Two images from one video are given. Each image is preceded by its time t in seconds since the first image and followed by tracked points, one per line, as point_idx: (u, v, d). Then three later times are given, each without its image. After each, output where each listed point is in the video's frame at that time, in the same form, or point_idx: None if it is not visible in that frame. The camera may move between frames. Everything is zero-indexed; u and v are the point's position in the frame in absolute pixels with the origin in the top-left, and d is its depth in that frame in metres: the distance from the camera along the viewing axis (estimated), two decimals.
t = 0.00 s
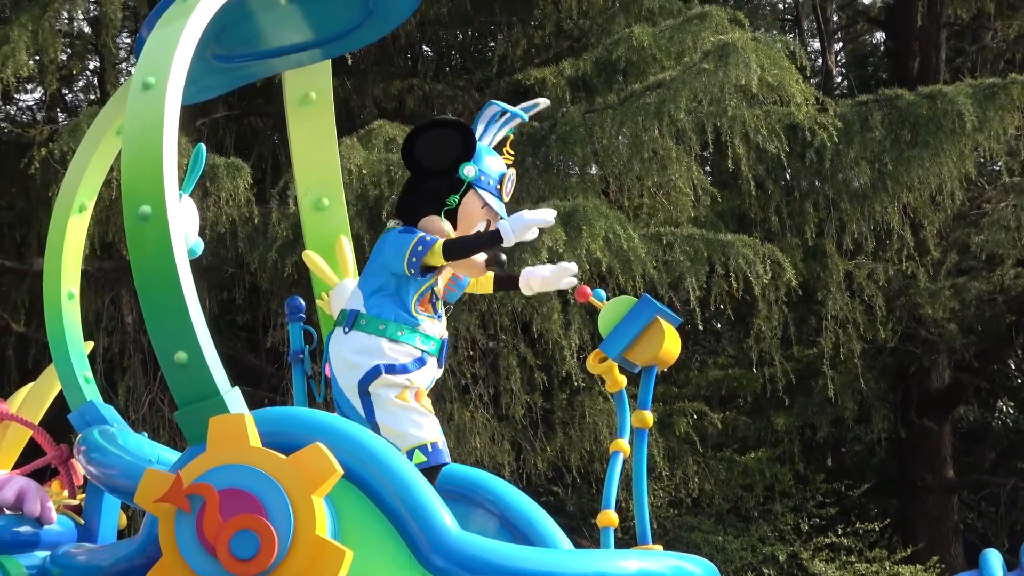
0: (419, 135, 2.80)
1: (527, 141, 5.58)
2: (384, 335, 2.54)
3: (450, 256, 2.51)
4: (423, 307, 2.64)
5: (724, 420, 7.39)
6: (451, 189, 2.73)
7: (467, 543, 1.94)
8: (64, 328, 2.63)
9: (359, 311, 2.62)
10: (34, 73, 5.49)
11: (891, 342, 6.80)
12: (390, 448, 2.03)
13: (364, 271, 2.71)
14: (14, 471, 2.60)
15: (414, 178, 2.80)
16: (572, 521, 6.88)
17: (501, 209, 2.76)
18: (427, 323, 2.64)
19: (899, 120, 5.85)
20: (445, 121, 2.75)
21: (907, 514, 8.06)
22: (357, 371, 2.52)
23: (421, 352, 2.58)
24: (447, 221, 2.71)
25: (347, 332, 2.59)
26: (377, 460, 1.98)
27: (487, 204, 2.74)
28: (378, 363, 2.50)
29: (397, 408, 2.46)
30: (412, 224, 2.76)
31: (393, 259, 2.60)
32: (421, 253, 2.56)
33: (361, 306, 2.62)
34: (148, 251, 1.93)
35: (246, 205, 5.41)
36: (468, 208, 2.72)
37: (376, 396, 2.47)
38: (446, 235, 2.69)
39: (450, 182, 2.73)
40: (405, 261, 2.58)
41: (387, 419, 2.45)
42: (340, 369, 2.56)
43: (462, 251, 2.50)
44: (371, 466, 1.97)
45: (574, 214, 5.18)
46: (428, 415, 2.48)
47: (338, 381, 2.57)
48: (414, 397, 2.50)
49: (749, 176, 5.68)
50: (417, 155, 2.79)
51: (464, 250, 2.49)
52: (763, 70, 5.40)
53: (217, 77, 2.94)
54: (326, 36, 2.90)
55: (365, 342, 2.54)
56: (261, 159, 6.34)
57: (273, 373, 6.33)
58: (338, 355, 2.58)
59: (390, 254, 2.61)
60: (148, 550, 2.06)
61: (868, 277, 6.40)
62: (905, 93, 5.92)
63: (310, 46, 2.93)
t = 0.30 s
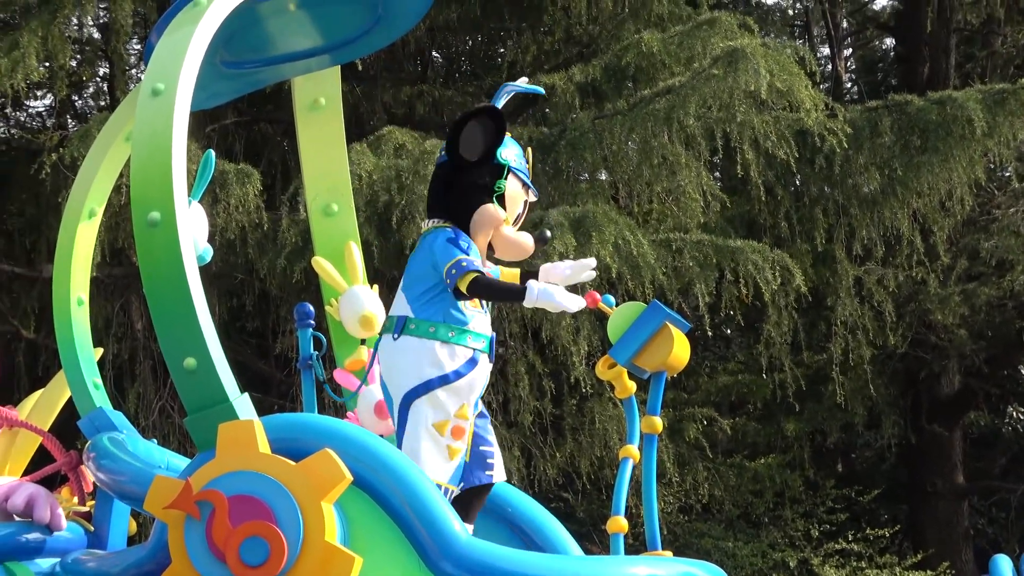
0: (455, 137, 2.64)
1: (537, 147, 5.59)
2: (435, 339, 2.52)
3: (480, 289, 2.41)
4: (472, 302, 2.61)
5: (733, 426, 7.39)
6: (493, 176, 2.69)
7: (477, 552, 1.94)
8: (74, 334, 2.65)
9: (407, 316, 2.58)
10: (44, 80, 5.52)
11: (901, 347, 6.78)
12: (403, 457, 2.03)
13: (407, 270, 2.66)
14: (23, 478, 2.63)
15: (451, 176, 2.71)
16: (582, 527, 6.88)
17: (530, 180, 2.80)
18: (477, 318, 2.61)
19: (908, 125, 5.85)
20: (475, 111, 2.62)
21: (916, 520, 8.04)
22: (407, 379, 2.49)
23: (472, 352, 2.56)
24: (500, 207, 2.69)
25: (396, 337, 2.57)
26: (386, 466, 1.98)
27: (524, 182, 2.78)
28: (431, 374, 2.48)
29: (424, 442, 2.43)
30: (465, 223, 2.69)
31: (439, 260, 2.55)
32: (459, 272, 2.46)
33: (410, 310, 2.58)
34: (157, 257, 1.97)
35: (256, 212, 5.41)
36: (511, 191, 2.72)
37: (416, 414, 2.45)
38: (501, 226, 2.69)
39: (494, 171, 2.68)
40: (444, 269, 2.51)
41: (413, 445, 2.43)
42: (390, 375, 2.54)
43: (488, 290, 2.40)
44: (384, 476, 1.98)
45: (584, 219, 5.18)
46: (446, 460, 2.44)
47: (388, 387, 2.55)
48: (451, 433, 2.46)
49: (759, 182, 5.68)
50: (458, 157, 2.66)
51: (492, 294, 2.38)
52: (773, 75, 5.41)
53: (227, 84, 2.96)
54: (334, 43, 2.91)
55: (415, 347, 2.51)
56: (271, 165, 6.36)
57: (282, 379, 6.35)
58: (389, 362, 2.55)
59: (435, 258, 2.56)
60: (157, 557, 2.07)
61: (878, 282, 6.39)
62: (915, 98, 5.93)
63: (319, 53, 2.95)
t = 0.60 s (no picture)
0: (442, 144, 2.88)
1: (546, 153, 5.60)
2: (482, 328, 2.63)
3: (546, 252, 2.55)
4: (523, 292, 2.70)
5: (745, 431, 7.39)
6: (497, 167, 2.81)
7: (486, 557, 2.00)
8: (85, 342, 2.67)
9: (456, 310, 2.71)
10: (53, 87, 5.55)
11: (912, 351, 6.76)
12: (412, 462, 2.08)
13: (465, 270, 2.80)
14: (34, 485, 2.68)
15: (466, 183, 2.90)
16: (594, 532, 6.89)
17: (551, 152, 2.83)
18: (527, 307, 2.69)
19: (918, 129, 5.85)
20: (458, 114, 2.87)
21: (928, 524, 8.01)
22: (457, 370, 2.62)
23: (520, 341, 2.64)
24: (514, 193, 2.78)
25: (447, 333, 2.70)
26: (395, 472, 2.03)
27: (537, 154, 2.81)
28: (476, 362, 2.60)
29: (493, 421, 2.54)
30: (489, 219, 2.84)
31: (486, 252, 2.68)
32: (517, 246, 2.60)
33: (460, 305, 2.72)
34: (168, 264, 2.01)
35: (266, 218, 5.43)
36: (521, 171, 2.79)
37: (475, 401, 2.58)
38: (525, 206, 2.76)
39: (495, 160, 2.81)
40: (496, 254, 2.64)
41: (483, 431, 2.55)
42: (444, 371, 2.67)
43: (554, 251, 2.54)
44: (394, 482, 2.03)
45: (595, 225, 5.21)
46: (522, 430, 2.53)
47: (444, 382, 2.67)
48: (513, 405, 2.56)
49: (769, 186, 5.68)
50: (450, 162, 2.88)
51: (560, 249, 2.52)
52: (782, 79, 5.41)
53: (236, 91, 2.98)
54: (343, 50, 2.93)
55: (461, 339, 2.64)
56: (280, 172, 6.38)
57: (294, 386, 6.37)
58: (442, 356, 2.68)
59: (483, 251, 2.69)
60: (170, 563, 2.10)
61: (888, 286, 6.38)
62: (924, 102, 5.92)
63: (328, 60, 2.97)
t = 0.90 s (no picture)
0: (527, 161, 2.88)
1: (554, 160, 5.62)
2: (557, 349, 2.65)
3: (623, 296, 2.57)
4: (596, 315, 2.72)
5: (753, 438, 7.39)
6: (578, 180, 2.83)
7: (494, 565, 2.01)
8: (93, 349, 2.68)
9: (532, 327, 2.72)
10: (62, 95, 5.57)
11: (921, 359, 6.74)
12: (422, 470, 2.10)
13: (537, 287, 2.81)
14: (43, 492, 2.69)
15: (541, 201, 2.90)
16: (602, 540, 6.90)
17: (618, 163, 2.90)
18: (600, 331, 2.72)
19: (927, 137, 5.83)
20: (530, 131, 2.86)
21: (936, 532, 7.97)
22: (528, 390, 2.63)
23: (594, 363, 2.67)
24: (599, 205, 2.81)
25: (519, 349, 2.70)
26: (405, 480, 2.04)
27: (608, 167, 2.86)
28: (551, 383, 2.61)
29: (558, 448, 2.57)
30: (575, 232, 2.84)
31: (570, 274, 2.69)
32: (595, 281, 2.62)
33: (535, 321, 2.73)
34: (178, 272, 2.02)
35: (275, 226, 5.44)
36: (601, 183, 2.83)
37: (541, 424, 2.60)
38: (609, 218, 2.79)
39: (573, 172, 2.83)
40: (579, 282, 2.66)
41: (545, 455, 2.57)
42: (512, 387, 2.68)
43: (632, 296, 2.55)
44: (403, 490, 2.04)
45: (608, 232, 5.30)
46: (585, 462, 2.57)
47: (510, 399, 2.68)
48: (581, 434, 2.60)
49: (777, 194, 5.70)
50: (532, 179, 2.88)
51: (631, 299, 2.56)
52: (791, 87, 5.41)
53: (246, 99, 3.00)
54: (353, 58, 2.94)
55: (537, 358, 2.65)
56: (289, 180, 6.41)
57: (302, 394, 6.38)
58: (512, 373, 2.69)
59: (566, 273, 2.70)
60: (178, 571, 2.10)
61: (897, 294, 6.36)
62: (933, 110, 5.90)
63: (337, 68, 2.99)
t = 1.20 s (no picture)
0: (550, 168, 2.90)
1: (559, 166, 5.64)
2: (576, 340, 2.65)
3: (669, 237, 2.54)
4: (616, 310, 2.71)
5: (758, 445, 7.40)
6: (601, 185, 2.85)
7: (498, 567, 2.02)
8: (98, 354, 2.69)
9: (556, 320, 2.72)
10: (69, 100, 5.59)
11: (926, 366, 6.74)
12: (427, 478, 2.11)
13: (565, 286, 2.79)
14: (48, 497, 2.68)
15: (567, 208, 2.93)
16: (607, 546, 6.90)
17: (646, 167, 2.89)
18: (621, 329, 2.71)
19: (933, 144, 5.83)
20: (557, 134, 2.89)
21: (941, 540, 7.96)
22: (545, 376, 2.64)
23: (612, 356, 2.65)
24: (622, 210, 2.81)
25: (540, 340, 2.71)
26: (410, 487, 2.06)
27: (635, 170, 2.87)
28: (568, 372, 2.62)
29: (564, 436, 2.57)
30: (597, 236, 2.85)
31: (600, 264, 2.66)
32: (635, 251, 2.58)
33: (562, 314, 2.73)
34: (184, 277, 2.03)
35: (281, 231, 5.45)
36: (627, 187, 2.84)
37: (553, 412, 2.60)
38: (632, 221, 2.80)
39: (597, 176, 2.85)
40: (620, 269, 2.61)
41: (552, 441, 2.57)
42: (530, 374, 2.69)
43: (678, 229, 2.53)
44: (406, 494, 2.06)
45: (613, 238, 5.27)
46: (588, 454, 2.57)
47: (527, 386, 2.69)
48: (588, 428, 2.60)
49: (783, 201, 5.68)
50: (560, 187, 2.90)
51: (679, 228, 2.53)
52: (797, 94, 5.41)
53: (251, 105, 3.01)
54: (358, 64, 2.96)
55: (555, 348, 2.66)
56: (295, 185, 6.42)
57: (307, 399, 6.39)
58: (531, 361, 2.70)
59: (594, 264, 2.68)
60: None
61: (902, 300, 6.33)
62: (939, 116, 5.90)
63: (342, 74, 3.00)
